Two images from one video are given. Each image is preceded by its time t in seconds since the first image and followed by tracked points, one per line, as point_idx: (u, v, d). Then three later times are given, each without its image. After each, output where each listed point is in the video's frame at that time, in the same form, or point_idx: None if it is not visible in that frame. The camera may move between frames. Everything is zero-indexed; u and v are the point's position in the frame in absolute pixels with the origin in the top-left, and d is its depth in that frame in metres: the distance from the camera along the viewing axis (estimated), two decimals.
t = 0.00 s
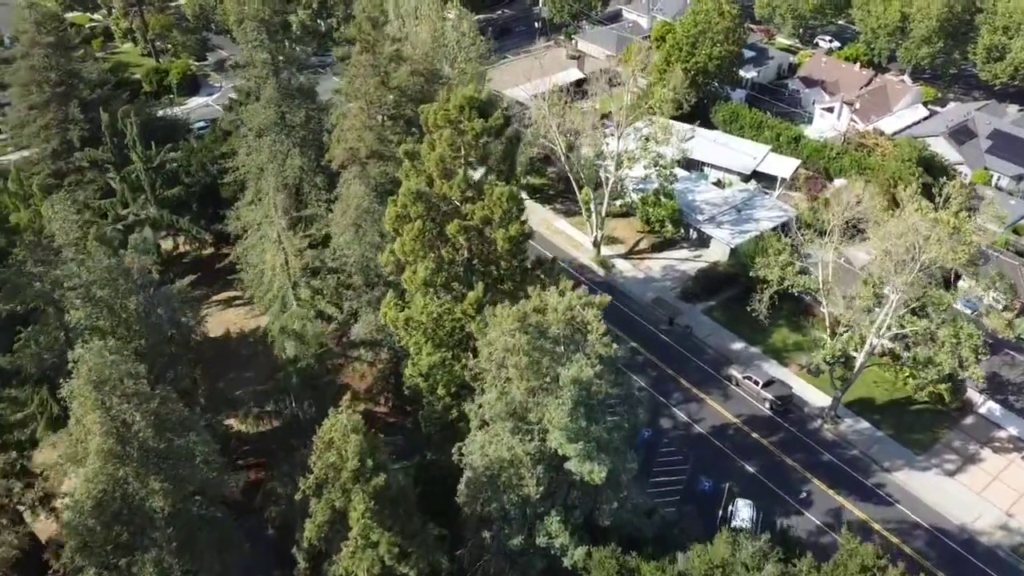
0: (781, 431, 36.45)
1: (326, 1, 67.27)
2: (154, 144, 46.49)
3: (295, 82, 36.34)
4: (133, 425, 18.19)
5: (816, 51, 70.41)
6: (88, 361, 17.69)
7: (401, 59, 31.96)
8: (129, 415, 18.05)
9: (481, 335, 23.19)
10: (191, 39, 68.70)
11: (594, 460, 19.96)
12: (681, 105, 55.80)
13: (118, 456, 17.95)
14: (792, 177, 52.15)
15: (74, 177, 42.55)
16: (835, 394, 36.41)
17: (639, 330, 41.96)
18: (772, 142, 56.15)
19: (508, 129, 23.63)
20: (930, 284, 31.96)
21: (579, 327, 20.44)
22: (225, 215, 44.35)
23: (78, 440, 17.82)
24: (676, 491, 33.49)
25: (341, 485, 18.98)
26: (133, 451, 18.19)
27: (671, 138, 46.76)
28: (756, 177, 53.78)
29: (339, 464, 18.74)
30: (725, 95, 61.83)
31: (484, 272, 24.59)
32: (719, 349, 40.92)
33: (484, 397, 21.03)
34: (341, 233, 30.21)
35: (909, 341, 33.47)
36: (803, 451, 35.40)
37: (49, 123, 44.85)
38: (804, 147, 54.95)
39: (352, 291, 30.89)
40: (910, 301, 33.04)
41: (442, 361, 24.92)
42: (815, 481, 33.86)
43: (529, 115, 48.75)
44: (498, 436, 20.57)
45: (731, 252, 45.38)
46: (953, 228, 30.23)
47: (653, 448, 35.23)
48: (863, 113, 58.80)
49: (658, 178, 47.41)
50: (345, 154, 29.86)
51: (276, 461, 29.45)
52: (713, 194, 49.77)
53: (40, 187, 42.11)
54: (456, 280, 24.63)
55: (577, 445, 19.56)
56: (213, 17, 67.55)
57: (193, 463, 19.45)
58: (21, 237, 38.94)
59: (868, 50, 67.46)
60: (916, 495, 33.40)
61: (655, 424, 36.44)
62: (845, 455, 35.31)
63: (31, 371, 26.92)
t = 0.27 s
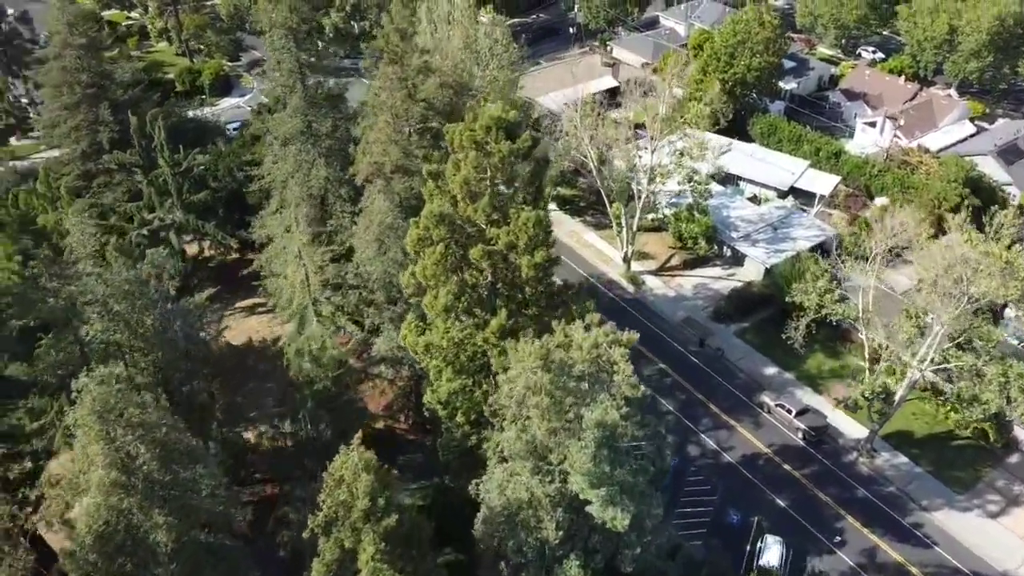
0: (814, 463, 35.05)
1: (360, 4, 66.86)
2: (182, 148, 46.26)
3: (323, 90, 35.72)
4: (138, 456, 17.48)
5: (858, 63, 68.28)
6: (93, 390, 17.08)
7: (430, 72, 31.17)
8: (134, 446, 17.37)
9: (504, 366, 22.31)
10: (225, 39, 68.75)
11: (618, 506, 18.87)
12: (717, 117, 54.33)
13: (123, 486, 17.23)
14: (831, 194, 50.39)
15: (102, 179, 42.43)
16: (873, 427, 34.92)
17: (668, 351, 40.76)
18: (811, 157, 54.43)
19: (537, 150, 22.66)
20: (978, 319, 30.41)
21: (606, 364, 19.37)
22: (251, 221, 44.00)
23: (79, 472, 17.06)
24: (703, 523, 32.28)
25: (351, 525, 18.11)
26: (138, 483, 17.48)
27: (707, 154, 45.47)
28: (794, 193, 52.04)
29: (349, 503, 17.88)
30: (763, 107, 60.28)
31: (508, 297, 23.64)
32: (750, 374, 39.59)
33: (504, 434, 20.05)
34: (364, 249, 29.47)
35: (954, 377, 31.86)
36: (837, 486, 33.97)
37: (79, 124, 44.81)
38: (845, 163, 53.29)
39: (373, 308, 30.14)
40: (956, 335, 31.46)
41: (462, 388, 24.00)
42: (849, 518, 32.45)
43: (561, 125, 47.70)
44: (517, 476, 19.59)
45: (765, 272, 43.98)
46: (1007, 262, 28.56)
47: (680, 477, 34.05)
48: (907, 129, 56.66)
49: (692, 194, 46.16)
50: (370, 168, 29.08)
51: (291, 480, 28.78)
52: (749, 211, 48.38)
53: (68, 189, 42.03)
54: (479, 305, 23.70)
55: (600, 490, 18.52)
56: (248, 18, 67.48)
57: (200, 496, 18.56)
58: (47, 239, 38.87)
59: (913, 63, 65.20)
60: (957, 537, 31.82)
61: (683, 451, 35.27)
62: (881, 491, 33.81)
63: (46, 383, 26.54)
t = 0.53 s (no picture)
0: (821, 488, 34.02)
1: (361, 9, 65.99)
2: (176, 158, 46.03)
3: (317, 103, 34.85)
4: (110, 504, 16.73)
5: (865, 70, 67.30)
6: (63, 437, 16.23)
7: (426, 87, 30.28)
8: (109, 495, 16.63)
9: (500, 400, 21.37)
10: (224, 45, 67.91)
11: (619, 554, 17.92)
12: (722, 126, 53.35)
13: (96, 536, 16.44)
14: (838, 206, 49.48)
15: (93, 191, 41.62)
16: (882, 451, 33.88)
17: (672, 370, 39.76)
18: (818, 168, 53.31)
19: (536, 174, 21.73)
20: (991, 344, 29.56)
21: (607, 404, 18.39)
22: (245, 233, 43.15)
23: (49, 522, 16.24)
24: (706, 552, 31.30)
25: None
26: (112, 532, 16.71)
27: (712, 167, 44.51)
28: (800, 205, 51.20)
29: (335, 553, 16.97)
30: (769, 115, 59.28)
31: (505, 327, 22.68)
32: (756, 394, 38.58)
33: (499, 476, 19.10)
34: (358, 270, 28.53)
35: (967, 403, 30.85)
36: (845, 512, 32.94)
37: (71, 134, 43.94)
38: (852, 173, 52.28)
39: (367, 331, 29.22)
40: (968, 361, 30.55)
41: (457, 420, 23.05)
42: (857, 547, 31.42)
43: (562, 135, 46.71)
44: (512, 521, 18.66)
45: (771, 287, 42.99)
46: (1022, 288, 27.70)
47: (683, 502, 33.05)
48: (916, 139, 55.72)
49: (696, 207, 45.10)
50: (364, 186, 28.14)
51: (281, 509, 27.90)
52: (755, 224, 47.38)
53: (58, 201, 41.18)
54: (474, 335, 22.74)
55: (599, 539, 17.56)
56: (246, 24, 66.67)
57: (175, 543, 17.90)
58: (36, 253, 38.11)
59: (921, 69, 64.48)
60: (969, 568, 30.80)
61: (686, 476, 34.27)
62: (890, 518, 32.78)
63: (27, 411, 25.67)
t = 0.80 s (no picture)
0: (836, 519, 32.89)
1: (369, 15, 65.19)
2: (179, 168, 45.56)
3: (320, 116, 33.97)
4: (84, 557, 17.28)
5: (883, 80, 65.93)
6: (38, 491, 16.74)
7: (430, 103, 29.33)
8: (84, 548, 17.12)
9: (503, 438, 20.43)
10: (230, 50, 67.30)
11: None
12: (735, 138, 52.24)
13: None
14: (855, 222, 48.24)
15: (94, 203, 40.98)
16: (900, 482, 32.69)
17: (682, 392, 38.70)
18: (834, 182, 52.06)
19: (542, 202, 20.75)
20: (1014, 376, 28.56)
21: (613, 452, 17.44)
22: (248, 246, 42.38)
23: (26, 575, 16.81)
24: None
25: None
26: None
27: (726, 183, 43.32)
28: (815, 219, 50.00)
29: None
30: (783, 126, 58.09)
31: (509, 360, 21.72)
32: (769, 418, 37.46)
33: (499, 524, 18.19)
34: (359, 294, 27.64)
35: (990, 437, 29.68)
36: (861, 545, 31.81)
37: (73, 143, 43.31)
38: (869, 188, 51.04)
39: (368, 356, 28.33)
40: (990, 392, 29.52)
41: (459, 456, 22.13)
42: None
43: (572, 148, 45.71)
44: (512, 572, 17.76)
45: (785, 306, 41.86)
46: None
47: (693, 532, 32.00)
48: (935, 152, 54.26)
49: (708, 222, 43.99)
50: (365, 208, 27.24)
51: (276, 539, 27.11)
52: (769, 239, 46.27)
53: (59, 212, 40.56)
54: (477, 368, 21.79)
55: None
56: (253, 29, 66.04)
57: None
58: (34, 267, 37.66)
59: (940, 80, 63.04)
60: None
61: (695, 504, 33.21)
62: (908, 552, 31.63)
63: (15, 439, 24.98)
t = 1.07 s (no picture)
0: (850, 548, 31.76)
1: (375, 21, 64.44)
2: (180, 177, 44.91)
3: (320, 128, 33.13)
4: None
5: (898, 89, 64.69)
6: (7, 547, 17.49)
7: (433, 118, 28.37)
8: None
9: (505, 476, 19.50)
10: (236, 54, 66.66)
11: None
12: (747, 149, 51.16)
13: None
14: (869, 236, 47.11)
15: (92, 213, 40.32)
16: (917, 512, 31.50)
17: (691, 413, 37.66)
18: (849, 194, 50.89)
19: (546, 229, 19.78)
20: None
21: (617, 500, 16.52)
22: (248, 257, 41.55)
23: None
24: None
25: None
26: None
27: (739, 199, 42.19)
28: (829, 233, 48.90)
29: None
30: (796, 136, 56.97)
31: (511, 392, 20.77)
32: (780, 441, 36.37)
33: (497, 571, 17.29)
34: (357, 315, 26.71)
35: (1012, 469, 28.49)
36: None
37: (72, 151, 42.69)
38: (883, 201, 49.86)
39: (366, 378, 27.42)
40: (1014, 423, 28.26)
41: (458, 490, 21.26)
42: None
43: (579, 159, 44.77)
44: None
45: (798, 323, 40.77)
46: None
47: (700, 561, 30.96)
48: (952, 165, 53.07)
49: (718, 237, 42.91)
50: (364, 227, 26.37)
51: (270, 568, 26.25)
52: (781, 254, 45.20)
53: (56, 223, 39.94)
54: (477, 399, 20.84)
55: None
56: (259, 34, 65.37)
57: None
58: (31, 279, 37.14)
59: (957, 89, 61.69)
60: None
61: (704, 531, 32.17)
62: None
63: None
